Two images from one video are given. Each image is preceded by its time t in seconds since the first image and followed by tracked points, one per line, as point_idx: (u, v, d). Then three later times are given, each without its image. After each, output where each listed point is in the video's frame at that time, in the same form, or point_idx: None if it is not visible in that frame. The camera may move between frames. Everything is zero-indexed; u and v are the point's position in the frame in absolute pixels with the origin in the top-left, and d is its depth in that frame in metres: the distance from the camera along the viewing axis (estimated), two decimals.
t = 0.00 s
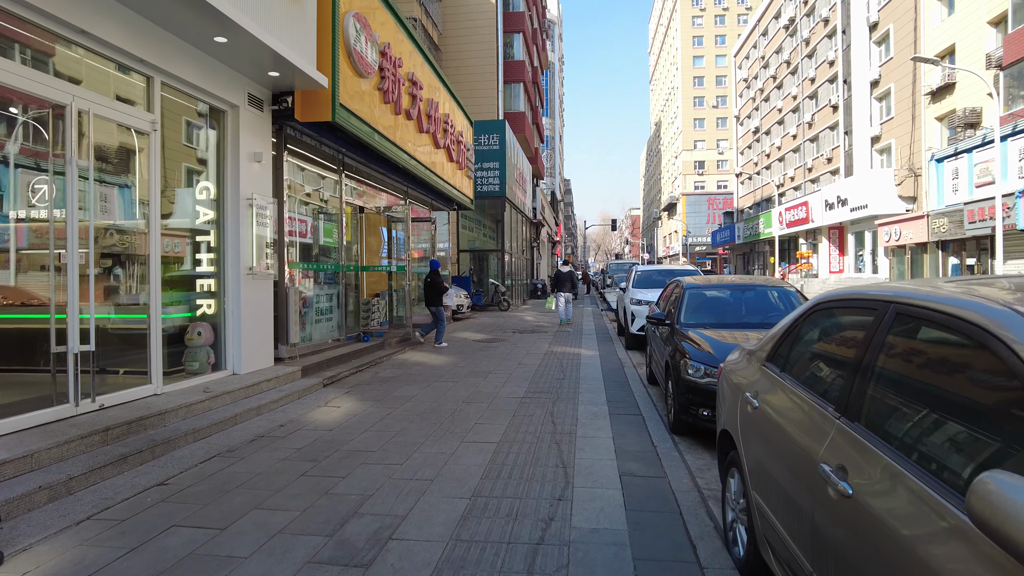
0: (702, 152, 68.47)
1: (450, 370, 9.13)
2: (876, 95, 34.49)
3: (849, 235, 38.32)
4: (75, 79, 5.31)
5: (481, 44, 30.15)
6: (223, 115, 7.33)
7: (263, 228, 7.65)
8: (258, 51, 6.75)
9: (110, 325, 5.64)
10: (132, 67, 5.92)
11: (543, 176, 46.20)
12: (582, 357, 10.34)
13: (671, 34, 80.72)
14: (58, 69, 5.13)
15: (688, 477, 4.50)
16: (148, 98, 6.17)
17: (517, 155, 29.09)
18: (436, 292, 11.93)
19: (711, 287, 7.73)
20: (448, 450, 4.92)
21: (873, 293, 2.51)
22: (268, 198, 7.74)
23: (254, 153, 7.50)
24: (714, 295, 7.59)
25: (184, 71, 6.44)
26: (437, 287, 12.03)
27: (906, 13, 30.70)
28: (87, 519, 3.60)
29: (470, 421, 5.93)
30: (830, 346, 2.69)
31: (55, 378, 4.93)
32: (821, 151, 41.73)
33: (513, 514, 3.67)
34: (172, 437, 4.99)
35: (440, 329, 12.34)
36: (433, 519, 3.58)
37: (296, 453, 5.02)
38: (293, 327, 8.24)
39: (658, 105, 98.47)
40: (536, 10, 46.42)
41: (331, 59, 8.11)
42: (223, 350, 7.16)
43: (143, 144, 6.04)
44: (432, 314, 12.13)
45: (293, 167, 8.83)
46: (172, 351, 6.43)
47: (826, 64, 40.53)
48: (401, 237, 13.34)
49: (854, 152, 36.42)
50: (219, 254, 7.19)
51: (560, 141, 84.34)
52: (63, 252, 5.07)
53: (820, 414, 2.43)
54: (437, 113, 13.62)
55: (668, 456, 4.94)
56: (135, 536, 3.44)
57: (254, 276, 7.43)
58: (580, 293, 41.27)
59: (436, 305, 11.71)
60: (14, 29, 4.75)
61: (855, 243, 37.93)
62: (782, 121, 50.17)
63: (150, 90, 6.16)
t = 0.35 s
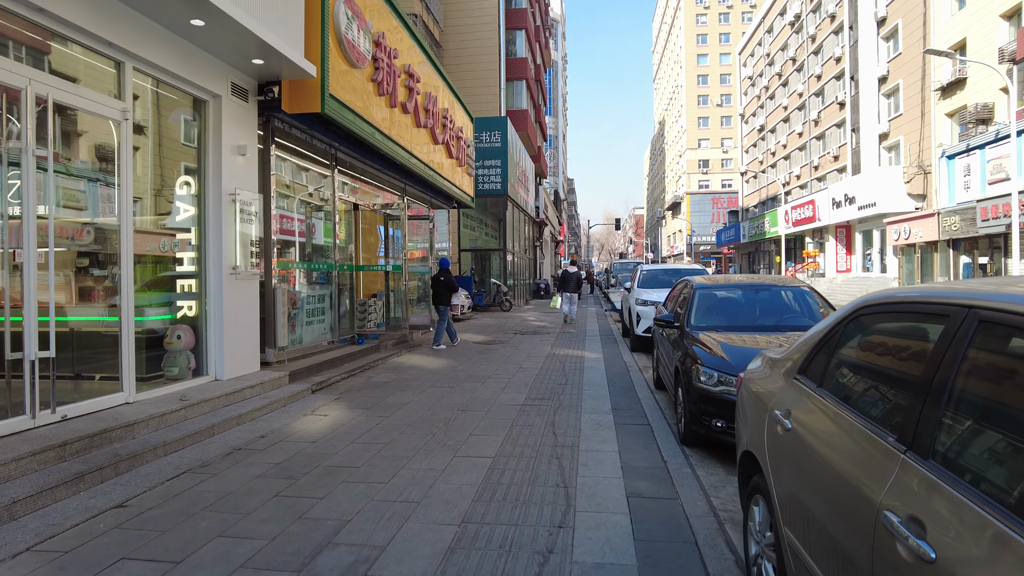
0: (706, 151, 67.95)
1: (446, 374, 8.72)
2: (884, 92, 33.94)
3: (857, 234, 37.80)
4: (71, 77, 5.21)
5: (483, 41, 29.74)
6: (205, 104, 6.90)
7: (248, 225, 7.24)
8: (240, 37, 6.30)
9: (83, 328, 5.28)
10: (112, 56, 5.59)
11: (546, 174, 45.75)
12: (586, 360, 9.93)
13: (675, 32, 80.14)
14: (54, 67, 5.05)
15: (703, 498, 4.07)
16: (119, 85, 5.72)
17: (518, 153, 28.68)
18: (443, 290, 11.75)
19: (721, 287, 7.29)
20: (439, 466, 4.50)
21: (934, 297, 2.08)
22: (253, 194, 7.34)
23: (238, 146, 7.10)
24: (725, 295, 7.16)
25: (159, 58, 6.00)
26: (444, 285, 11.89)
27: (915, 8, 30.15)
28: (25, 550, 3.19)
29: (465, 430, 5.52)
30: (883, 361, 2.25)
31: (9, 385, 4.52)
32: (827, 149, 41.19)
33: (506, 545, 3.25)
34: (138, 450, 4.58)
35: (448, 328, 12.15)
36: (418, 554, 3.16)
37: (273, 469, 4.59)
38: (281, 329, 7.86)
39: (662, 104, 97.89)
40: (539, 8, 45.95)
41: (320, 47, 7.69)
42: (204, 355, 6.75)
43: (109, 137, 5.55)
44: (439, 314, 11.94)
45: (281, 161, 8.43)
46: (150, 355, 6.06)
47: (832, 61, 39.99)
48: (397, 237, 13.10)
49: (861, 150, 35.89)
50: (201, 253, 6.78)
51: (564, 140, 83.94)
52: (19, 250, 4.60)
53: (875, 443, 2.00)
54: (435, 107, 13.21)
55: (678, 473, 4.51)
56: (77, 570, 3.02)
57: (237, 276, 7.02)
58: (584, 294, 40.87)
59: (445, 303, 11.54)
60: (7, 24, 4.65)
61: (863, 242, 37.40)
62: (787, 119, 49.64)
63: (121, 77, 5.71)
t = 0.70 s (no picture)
0: (716, 149, 67.22)
1: (451, 377, 8.31)
2: (901, 87, 33.18)
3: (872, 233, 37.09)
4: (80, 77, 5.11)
5: (492, 38, 29.34)
6: (197, 92, 6.55)
7: (242, 222, 6.87)
8: (232, 20, 5.90)
9: (69, 327, 5.03)
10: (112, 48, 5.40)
11: (555, 173, 45.31)
12: (599, 362, 9.52)
13: (685, 31, 79.39)
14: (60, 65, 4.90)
15: (734, 519, 3.64)
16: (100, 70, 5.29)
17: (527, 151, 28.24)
18: (462, 288, 12.05)
19: (745, 286, 6.85)
20: (441, 481, 4.10)
21: None
22: (247, 188, 6.98)
23: (232, 137, 6.75)
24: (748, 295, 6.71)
25: (144, 41, 5.61)
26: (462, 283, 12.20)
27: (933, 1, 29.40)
28: None
29: (471, 440, 5.11)
30: (983, 377, 1.81)
31: None
32: (841, 147, 40.44)
33: None
34: (114, 461, 4.20)
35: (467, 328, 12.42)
36: None
37: (261, 484, 4.20)
38: (279, 330, 7.50)
39: (671, 103, 97.02)
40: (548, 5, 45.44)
41: (319, 33, 7.31)
42: (196, 358, 6.38)
43: (90, 125, 5.20)
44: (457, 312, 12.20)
45: (280, 155, 8.06)
46: (137, 357, 5.71)
47: (847, 57, 39.25)
48: (403, 235, 12.70)
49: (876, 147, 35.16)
50: (192, 250, 6.42)
51: (572, 139, 83.39)
52: None
53: (986, 481, 1.57)
54: (442, 101, 12.82)
55: (706, 490, 4.08)
56: None
57: (230, 274, 6.65)
58: (593, 294, 40.40)
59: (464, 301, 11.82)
60: (14, 20, 4.54)
61: (879, 241, 36.65)
62: (800, 117, 48.88)
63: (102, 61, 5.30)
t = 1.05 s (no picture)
0: (725, 149, 66.51)
1: (454, 384, 7.91)
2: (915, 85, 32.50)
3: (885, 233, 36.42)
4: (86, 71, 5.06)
5: (499, 36, 28.91)
6: (183, 82, 6.16)
7: (233, 220, 6.50)
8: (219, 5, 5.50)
9: (49, 333, 4.72)
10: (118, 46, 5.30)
11: (563, 173, 44.85)
12: (609, 368, 9.08)
13: (694, 29, 78.65)
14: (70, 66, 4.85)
15: (768, 556, 3.20)
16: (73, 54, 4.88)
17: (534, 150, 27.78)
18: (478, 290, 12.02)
19: (767, 289, 6.41)
20: (437, 508, 3.70)
21: None
22: (239, 183, 6.61)
23: (222, 130, 6.38)
24: (770, 298, 6.26)
25: (122, 25, 5.17)
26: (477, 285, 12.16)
27: None
28: None
29: (472, 457, 4.70)
30: None
31: None
32: (854, 145, 39.70)
33: None
34: (79, 482, 3.83)
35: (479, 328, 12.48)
36: None
37: (239, 507, 3.81)
38: (271, 334, 7.12)
39: (679, 102, 96.26)
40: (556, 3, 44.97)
41: (315, 22, 6.92)
42: (181, 365, 6.00)
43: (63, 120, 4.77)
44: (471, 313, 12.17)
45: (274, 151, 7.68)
46: (118, 364, 5.37)
47: (859, 54, 38.54)
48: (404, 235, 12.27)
49: (891, 146, 34.47)
50: (178, 251, 6.06)
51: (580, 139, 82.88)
52: None
53: None
54: (447, 97, 12.42)
55: (732, 519, 3.66)
56: None
57: (219, 275, 6.27)
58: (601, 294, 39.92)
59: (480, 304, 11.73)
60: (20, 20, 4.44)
61: (892, 241, 35.92)
62: (811, 116, 48.17)
63: (77, 47, 4.89)
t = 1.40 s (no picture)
0: (731, 147, 65.89)
1: (450, 390, 7.52)
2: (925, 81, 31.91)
3: (895, 232, 35.83)
4: (81, 68, 5.06)
5: (502, 32, 28.50)
6: (160, 71, 5.77)
7: (213, 217, 6.10)
8: None
9: (16, 339, 4.36)
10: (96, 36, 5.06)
11: (567, 171, 44.43)
12: (614, 372, 8.67)
13: (699, 27, 77.95)
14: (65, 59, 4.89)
15: None
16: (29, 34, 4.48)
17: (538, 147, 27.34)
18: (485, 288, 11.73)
19: (783, 290, 5.97)
20: (421, 537, 3.30)
21: None
22: (219, 177, 6.23)
23: (201, 121, 6.00)
24: (785, 299, 5.83)
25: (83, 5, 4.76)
26: (484, 284, 11.86)
27: None
28: None
29: (463, 474, 4.30)
30: None
31: None
32: (862, 143, 39.09)
33: None
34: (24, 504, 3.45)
35: (482, 327, 12.18)
36: None
37: (199, 536, 3.41)
38: (256, 339, 6.75)
39: (684, 101, 95.57)
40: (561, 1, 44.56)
41: (301, 8, 6.52)
42: (157, 374, 5.61)
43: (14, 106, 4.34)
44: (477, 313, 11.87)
45: (260, 146, 7.31)
46: (88, 369, 5.03)
47: (868, 50, 37.93)
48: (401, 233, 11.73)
49: (900, 143, 33.86)
50: (154, 251, 5.68)
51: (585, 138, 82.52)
52: None
53: None
54: (445, 90, 12.03)
55: (750, 547, 3.27)
56: None
57: (197, 277, 5.87)
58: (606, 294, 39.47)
59: (485, 305, 11.37)
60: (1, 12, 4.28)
61: (902, 240, 35.32)
62: (818, 114, 47.54)
63: (32, 28, 4.49)
